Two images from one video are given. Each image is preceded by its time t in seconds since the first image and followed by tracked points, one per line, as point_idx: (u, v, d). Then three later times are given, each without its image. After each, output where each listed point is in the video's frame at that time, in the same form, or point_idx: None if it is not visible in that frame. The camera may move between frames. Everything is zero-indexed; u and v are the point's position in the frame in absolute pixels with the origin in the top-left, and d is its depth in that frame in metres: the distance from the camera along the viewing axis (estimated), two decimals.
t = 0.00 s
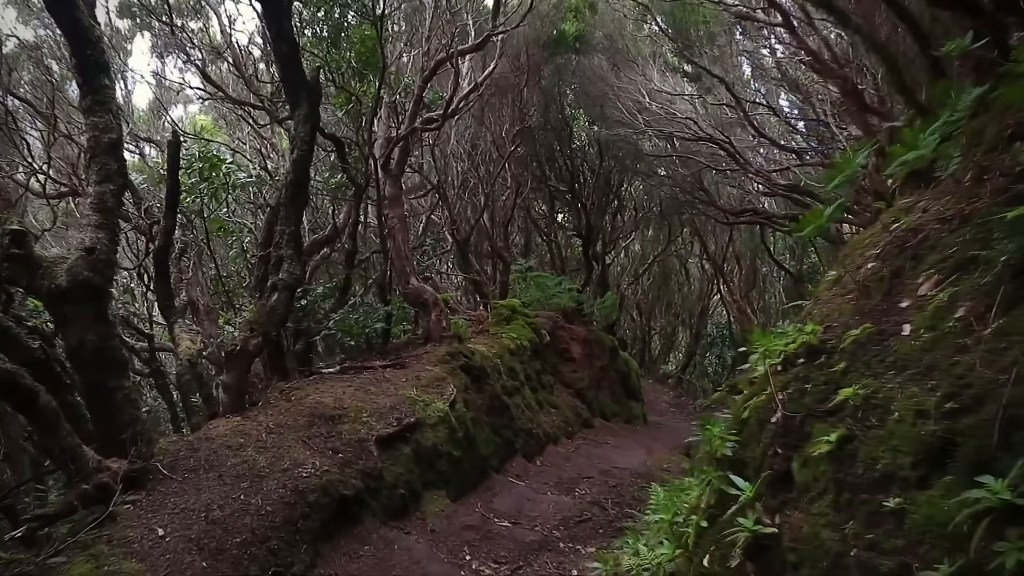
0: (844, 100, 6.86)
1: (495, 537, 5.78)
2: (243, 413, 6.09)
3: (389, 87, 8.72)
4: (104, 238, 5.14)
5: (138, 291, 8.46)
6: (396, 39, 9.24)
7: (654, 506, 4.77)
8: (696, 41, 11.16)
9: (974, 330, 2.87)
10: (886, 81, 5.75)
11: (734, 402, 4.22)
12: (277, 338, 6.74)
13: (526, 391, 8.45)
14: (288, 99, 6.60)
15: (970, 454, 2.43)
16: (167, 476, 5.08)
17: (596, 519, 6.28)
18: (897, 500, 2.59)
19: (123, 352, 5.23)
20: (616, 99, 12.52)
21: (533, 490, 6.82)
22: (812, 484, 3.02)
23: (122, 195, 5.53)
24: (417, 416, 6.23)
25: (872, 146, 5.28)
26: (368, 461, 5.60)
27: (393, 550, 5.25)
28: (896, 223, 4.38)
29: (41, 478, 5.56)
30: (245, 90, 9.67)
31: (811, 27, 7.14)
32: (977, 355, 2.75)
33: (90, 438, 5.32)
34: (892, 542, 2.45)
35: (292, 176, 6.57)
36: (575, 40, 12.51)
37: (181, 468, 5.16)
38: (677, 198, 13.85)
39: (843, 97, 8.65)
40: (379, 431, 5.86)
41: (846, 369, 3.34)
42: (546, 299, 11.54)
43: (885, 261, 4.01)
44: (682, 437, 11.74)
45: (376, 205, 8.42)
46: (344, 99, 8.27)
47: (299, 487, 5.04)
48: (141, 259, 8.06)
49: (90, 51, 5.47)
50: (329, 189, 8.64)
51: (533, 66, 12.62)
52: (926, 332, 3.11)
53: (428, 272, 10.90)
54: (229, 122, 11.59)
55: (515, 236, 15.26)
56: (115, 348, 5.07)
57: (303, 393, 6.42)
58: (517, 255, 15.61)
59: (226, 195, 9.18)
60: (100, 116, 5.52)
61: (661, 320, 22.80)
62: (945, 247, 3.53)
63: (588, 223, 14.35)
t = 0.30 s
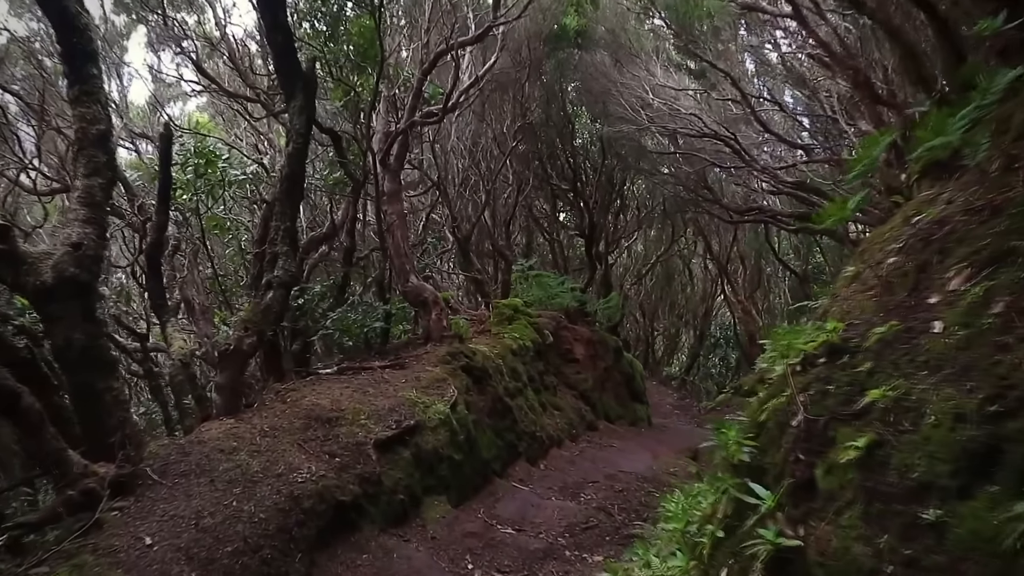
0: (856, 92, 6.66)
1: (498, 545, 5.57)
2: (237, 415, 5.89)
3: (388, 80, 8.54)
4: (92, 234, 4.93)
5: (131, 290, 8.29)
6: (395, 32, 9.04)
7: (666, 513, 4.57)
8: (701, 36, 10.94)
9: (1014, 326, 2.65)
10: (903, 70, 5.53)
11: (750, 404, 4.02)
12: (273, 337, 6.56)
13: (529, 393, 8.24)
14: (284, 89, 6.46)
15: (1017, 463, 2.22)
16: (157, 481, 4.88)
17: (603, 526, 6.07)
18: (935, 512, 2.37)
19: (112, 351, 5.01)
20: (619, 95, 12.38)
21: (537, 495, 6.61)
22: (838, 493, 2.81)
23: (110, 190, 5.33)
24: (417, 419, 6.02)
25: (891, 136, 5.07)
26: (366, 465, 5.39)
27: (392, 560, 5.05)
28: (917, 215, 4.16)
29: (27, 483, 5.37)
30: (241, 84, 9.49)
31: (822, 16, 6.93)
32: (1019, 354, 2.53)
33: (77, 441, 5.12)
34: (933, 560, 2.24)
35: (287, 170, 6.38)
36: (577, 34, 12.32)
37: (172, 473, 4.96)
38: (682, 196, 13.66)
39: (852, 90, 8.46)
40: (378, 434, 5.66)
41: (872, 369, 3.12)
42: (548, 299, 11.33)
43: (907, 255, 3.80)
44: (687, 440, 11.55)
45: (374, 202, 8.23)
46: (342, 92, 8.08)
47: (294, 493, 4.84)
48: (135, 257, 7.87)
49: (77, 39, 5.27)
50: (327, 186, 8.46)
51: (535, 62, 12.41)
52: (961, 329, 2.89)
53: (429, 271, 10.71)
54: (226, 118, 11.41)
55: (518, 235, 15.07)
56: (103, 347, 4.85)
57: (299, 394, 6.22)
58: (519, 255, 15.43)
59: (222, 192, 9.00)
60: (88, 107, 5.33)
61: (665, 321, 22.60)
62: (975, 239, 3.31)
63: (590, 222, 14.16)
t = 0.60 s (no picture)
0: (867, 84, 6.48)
1: (500, 553, 5.38)
2: (230, 418, 5.71)
3: (386, 75, 8.34)
4: (78, 230, 4.70)
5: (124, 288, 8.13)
6: (393, 25, 8.85)
7: (676, 521, 4.39)
8: (705, 31, 10.71)
9: None
10: (920, 59, 5.35)
11: (765, 406, 3.82)
12: (268, 337, 6.37)
13: (531, 394, 8.05)
14: (278, 80, 6.28)
15: None
16: (145, 487, 4.68)
17: (608, 532, 5.89)
18: (977, 527, 2.18)
19: (100, 352, 4.80)
20: (621, 91, 12.16)
21: (539, 499, 6.42)
22: (866, 504, 2.62)
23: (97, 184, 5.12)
24: (415, 421, 5.82)
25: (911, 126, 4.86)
26: (363, 470, 5.19)
27: (390, 568, 4.86)
28: (940, 209, 3.97)
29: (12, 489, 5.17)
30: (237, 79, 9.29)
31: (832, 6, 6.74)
32: None
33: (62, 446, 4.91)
34: None
35: (282, 165, 6.19)
36: (579, 29, 12.13)
37: (160, 478, 4.77)
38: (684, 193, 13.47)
39: (860, 84, 8.28)
40: (375, 437, 5.45)
41: (900, 371, 2.92)
42: (549, 298, 11.14)
43: (932, 249, 3.60)
44: (690, 441, 11.38)
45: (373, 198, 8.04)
46: (340, 87, 7.89)
47: (288, 499, 4.64)
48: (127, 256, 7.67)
49: (62, 29, 5.06)
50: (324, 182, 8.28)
51: (536, 57, 12.21)
52: (998, 328, 2.69)
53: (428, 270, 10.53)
54: (223, 114, 11.21)
55: (518, 234, 14.87)
56: (89, 347, 4.64)
57: (294, 396, 6.02)
58: (519, 253, 15.23)
59: (217, 189, 8.81)
60: (75, 99, 5.12)
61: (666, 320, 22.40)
62: (1008, 233, 3.11)
63: (592, 220, 13.97)
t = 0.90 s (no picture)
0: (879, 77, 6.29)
1: (501, 560, 5.18)
2: (221, 420, 5.51)
3: (383, 67, 8.11)
4: (61, 226, 4.44)
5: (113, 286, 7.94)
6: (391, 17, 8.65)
7: (687, 530, 4.21)
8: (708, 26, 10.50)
9: None
10: (938, 49, 5.15)
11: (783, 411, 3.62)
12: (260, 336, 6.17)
13: (531, 395, 7.85)
14: (271, 72, 6.08)
15: None
16: (130, 494, 4.50)
17: (612, 538, 5.68)
18: None
19: (83, 353, 4.55)
20: (622, 87, 11.96)
21: (540, 503, 6.20)
22: (899, 518, 2.42)
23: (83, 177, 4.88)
24: (413, 424, 5.61)
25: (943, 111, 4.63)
26: (358, 475, 4.98)
27: None
28: (963, 203, 3.78)
29: None
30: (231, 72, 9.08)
31: None
32: None
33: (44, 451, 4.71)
34: None
35: (276, 159, 5.99)
36: (580, 23, 11.94)
37: (146, 485, 4.58)
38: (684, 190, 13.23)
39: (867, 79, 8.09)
40: (371, 441, 5.24)
41: (932, 374, 2.72)
42: (549, 296, 10.94)
43: (959, 245, 3.40)
44: (692, 441, 11.20)
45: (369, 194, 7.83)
46: (336, 81, 7.69)
47: (279, 507, 4.45)
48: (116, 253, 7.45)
49: (44, 15, 4.83)
50: (319, 178, 8.09)
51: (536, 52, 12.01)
52: None
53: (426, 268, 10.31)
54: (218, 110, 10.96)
55: (517, 231, 14.66)
56: (71, 349, 4.39)
57: (287, 398, 5.81)
58: (518, 251, 15.02)
59: (210, 185, 8.59)
60: (57, 89, 4.89)
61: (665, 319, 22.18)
62: None
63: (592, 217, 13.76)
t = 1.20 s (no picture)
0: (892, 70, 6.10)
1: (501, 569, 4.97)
2: (211, 425, 5.33)
3: (380, 60, 7.90)
4: (45, 223, 4.19)
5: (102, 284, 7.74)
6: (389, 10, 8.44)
7: (698, 540, 4.04)
8: (712, 20, 10.30)
9: None
10: (958, 40, 4.96)
11: (800, 418, 3.44)
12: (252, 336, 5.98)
13: (531, 396, 7.65)
14: (264, 64, 5.88)
15: None
16: (114, 503, 4.31)
17: (615, 544, 5.48)
18: None
19: (64, 355, 4.26)
20: (624, 83, 11.92)
21: (541, 507, 6.01)
22: (938, 535, 2.23)
23: (69, 170, 4.57)
24: (410, 427, 5.40)
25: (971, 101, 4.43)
26: (353, 481, 4.78)
27: None
28: (988, 198, 3.59)
29: None
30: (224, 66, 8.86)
31: None
32: None
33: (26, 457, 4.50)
34: None
35: (269, 154, 5.79)
36: (581, 17, 11.78)
37: (131, 493, 4.39)
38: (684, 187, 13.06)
39: (874, 74, 7.91)
40: (367, 446, 5.03)
41: (966, 379, 2.52)
42: (548, 295, 10.76)
43: (988, 242, 3.21)
44: (692, 442, 11.04)
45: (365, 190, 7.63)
46: (332, 75, 7.49)
47: (271, 515, 4.25)
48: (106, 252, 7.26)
49: None
50: (314, 173, 7.89)
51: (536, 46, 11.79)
52: None
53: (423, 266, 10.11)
54: (211, 104, 10.71)
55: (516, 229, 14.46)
56: (51, 351, 4.11)
57: (280, 401, 5.61)
58: (516, 249, 14.82)
59: (202, 182, 8.39)
60: (38, 79, 4.50)
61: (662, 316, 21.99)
62: None
63: (591, 214, 13.57)
